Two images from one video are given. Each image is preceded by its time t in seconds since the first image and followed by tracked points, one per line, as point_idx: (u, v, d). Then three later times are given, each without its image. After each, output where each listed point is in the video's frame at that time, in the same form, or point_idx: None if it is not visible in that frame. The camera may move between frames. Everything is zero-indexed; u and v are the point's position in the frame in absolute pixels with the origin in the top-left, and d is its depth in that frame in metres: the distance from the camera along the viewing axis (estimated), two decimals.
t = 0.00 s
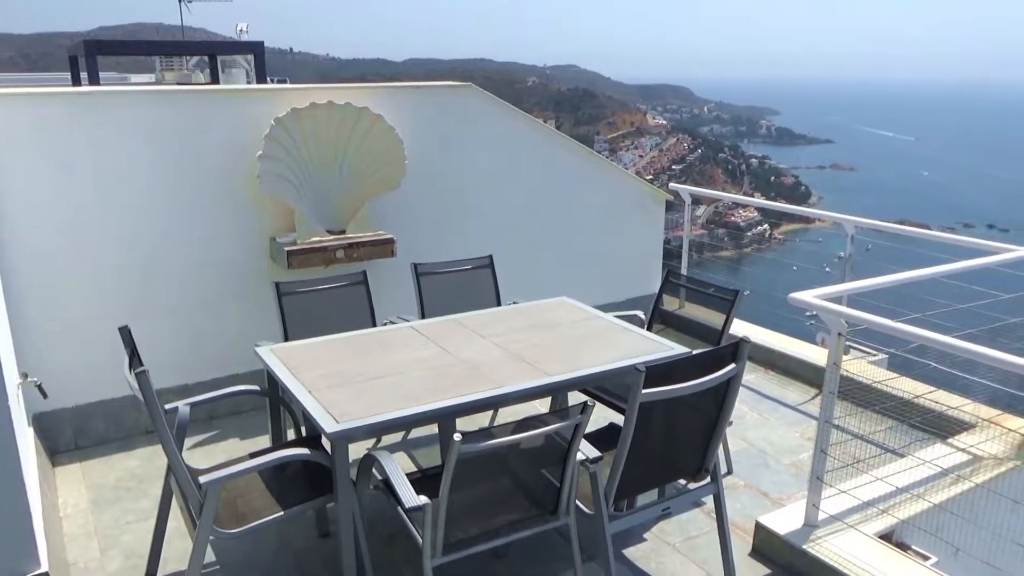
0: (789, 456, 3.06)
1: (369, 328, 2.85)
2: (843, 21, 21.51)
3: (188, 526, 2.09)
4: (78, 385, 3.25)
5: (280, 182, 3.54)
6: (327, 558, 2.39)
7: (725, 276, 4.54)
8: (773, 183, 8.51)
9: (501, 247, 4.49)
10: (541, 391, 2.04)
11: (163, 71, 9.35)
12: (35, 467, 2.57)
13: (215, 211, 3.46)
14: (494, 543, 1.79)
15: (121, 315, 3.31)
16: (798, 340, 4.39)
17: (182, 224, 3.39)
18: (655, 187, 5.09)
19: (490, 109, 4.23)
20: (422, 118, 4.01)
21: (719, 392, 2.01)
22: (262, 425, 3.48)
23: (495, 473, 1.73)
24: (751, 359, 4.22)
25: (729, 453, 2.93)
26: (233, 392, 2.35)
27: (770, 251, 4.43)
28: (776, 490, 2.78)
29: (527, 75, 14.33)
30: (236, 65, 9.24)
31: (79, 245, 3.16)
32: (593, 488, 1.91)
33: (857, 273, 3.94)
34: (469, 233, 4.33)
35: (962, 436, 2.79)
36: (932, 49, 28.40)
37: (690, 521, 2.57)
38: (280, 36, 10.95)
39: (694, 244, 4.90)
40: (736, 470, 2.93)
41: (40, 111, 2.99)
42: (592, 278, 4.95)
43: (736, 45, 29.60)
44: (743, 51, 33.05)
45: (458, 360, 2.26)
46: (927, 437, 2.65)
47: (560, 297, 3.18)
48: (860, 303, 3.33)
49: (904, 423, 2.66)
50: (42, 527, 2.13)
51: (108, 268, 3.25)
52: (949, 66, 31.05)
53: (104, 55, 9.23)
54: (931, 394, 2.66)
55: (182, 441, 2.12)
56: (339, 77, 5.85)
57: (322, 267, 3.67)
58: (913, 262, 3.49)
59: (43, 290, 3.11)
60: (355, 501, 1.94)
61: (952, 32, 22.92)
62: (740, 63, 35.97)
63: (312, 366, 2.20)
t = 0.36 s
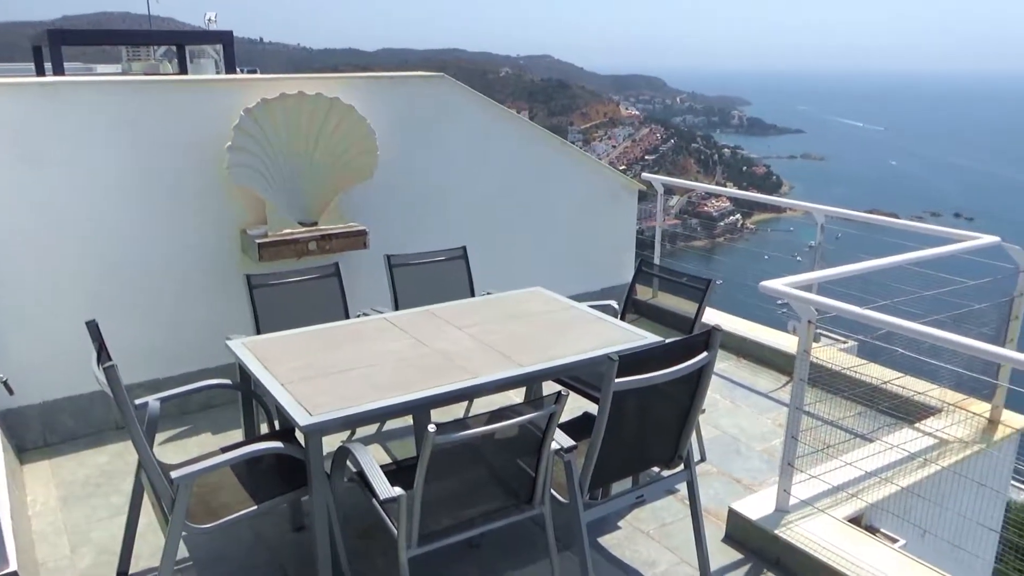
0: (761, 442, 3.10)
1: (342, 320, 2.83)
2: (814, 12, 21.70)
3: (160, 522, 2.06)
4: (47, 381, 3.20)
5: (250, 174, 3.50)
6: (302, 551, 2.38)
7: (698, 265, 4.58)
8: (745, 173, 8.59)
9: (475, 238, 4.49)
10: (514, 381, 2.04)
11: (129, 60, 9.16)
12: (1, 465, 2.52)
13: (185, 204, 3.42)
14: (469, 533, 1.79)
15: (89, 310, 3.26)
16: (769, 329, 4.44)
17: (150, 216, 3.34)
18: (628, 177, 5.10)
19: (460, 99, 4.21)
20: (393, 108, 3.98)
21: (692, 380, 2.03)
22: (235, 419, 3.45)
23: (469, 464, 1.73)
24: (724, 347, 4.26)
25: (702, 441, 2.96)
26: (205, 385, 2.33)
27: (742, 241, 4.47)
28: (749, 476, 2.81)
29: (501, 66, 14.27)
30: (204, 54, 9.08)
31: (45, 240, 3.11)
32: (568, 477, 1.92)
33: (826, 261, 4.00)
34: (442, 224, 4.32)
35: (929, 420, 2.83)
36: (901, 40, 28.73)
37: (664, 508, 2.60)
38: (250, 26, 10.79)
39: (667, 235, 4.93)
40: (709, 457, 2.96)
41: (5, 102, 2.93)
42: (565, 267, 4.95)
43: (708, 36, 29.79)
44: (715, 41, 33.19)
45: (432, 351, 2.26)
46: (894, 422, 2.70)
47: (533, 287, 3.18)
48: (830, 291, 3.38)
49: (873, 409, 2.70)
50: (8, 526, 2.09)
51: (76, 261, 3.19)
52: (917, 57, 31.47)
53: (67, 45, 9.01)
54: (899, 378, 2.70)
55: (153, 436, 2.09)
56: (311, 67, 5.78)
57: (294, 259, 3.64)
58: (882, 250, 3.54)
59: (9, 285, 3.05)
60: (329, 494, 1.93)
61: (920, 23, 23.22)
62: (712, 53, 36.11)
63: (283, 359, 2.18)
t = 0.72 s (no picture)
0: (728, 426, 3.14)
1: (309, 311, 2.80)
2: None
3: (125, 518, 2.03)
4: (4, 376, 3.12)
5: (212, 163, 3.45)
6: (272, 544, 2.37)
7: (666, 252, 4.61)
8: (711, 160, 8.67)
9: (443, 226, 4.46)
10: (485, 369, 2.04)
11: (85, 48, 8.93)
12: None
13: (146, 195, 3.35)
14: (439, 522, 1.79)
15: (47, 304, 3.19)
16: (735, 315, 4.50)
17: (110, 207, 3.27)
18: (596, 165, 5.11)
19: (426, 86, 4.18)
20: (358, 95, 3.94)
21: (660, 366, 2.05)
22: (201, 412, 3.41)
23: (438, 454, 1.73)
24: (691, 333, 4.30)
25: (670, 426, 2.99)
26: (169, 379, 2.29)
27: (710, 228, 4.51)
28: (716, 460, 2.85)
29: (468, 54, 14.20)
30: (164, 41, 8.90)
31: None
32: (538, 465, 1.92)
33: (790, 247, 4.06)
34: (409, 214, 4.29)
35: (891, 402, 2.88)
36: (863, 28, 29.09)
37: (632, 493, 2.63)
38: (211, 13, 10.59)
39: (635, 222, 4.94)
40: (677, 442, 2.99)
41: None
42: (533, 256, 4.95)
43: (674, 23, 29.88)
44: (680, 28, 33.31)
45: (400, 341, 2.24)
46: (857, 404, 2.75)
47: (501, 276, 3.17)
48: (793, 275, 3.44)
49: (838, 392, 2.74)
50: None
51: (32, 254, 3.11)
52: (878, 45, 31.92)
53: (20, 32, 8.76)
54: (861, 361, 2.75)
55: (117, 431, 2.05)
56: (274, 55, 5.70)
57: (260, 250, 3.60)
58: (845, 236, 3.59)
59: None
60: (298, 486, 1.92)
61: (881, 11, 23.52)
62: (678, 40, 36.23)
63: (249, 351, 2.16)
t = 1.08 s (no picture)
0: (691, 410, 3.18)
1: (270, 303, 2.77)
2: None
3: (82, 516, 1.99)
4: None
5: (168, 153, 3.37)
6: (236, 538, 2.35)
7: (629, 239, 4.63)
8: (673, 148, 8.75)
9: (405, 214, 4.43)
10: (448, 358, 2.04)
11: (33, 35, 8.65)
12: None
13: (99, 186, 3.27)
14: (405, 512, 1.79)
15: None
16: (697, 300, 4.54)
17: (61, 199, 3.18)
18: (557, 153, 5.12)
19: (386, 72, 4.14)
20: (318, 82, 3.89)
21: (623, 351, 2.07)
22: (161, 407, 3.35)
23: (403, 444, 1.73)
24: (653, 319, 4.34)
25: (635, 411, 3.01)
26: (126, 374, 2.24)
27: (672, 215, 4.55)
28: (679, 443, 2.88)
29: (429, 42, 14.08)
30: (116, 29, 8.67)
31: None
32: (503, 452, 1.93)
33: (750, 232, 4.12)
34: (369, 202, 4.25)
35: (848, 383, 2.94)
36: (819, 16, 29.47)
37: (597, 478, 2.65)
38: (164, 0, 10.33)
39: (598, 210, 4.95)
40: (641, 426, 3.02)
41: None
42: (495, 244, 4.95)
43: (634, 11, 29.94)
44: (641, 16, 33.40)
45: (362, 332, 2.23)
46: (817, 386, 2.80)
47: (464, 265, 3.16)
48: (753, 260, 3.48)
49: (797, 374, 2.78)
50: None
51: None
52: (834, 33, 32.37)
53: None
54: (820, 344, 2.79)
55: (72, 427, 2.01)
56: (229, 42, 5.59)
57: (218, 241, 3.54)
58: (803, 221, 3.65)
59: None
60: (261, 479, 1.90)
61: None
62: (639, 27, 36.32)
63: (209, 344, 2.12)
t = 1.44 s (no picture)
0: (650, 398, 3.21)
1: (224, 298, 2.72)
2: None
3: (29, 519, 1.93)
4: None
5: (116, 145, 3.29)
6: (193, 538, 2.31)
7: (589, 230, 4.66)
8: (631, 139, 8.84)
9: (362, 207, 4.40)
10: (407, 350, 2.03)
11: None
12: None
13: (43, 182, 3.18)
14: (367, 505, 1.78)
15: None
16: (656, 289, 4.59)
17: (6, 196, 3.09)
18: (515, 143, 5.12)
19: (341, 64, 4.10)
20: (271, 74, 3.84)
21: (582, 340, 2.08)
22: (113, 407, 3.28)
23: (362, 436, 1.72)
24: (613, 308, 4.37)
25: (594, 400, 3.04)
26: (76, 373, 2.19)
27: (630, 205, 4.59)
28: (639, 430, 2.91)
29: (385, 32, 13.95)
30: (59, 19, 8.43)
31: None
32: (463, 442, 1.92)
33: (706, 221, 4.17)
34: (324, 193, 4.20)
35: (803, 367, 2.99)
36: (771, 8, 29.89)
37: (558, 466, 2.67)
38: None
39: (557, 200, 4.96)
40: (602, 415, 3.04)
41: None
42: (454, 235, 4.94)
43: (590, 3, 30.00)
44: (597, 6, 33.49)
45: (320, 325, 2.21)
46: (772, 371, 2.85)
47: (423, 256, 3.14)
48: (710, 248, 3.52)
49: (755, 360, 2.82)
50: None
51: None
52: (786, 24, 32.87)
53: None
54: (775, 331, 2.84)
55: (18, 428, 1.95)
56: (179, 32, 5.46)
57: (170, 236, 3.48)
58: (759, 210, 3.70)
59: None
60: (218, 476, 1.86)
61: None
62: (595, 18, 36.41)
63: (161, 341, 2.08)
